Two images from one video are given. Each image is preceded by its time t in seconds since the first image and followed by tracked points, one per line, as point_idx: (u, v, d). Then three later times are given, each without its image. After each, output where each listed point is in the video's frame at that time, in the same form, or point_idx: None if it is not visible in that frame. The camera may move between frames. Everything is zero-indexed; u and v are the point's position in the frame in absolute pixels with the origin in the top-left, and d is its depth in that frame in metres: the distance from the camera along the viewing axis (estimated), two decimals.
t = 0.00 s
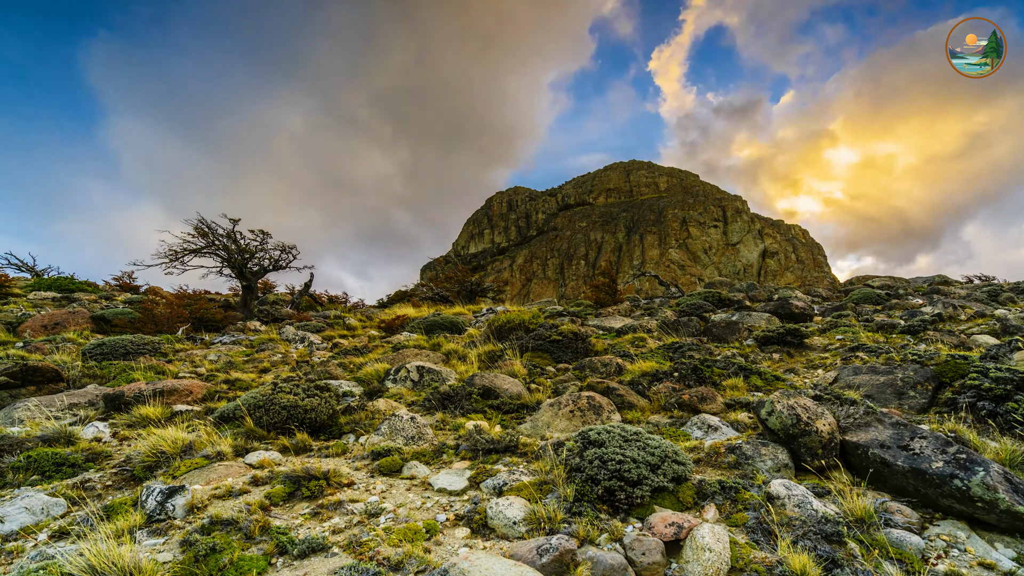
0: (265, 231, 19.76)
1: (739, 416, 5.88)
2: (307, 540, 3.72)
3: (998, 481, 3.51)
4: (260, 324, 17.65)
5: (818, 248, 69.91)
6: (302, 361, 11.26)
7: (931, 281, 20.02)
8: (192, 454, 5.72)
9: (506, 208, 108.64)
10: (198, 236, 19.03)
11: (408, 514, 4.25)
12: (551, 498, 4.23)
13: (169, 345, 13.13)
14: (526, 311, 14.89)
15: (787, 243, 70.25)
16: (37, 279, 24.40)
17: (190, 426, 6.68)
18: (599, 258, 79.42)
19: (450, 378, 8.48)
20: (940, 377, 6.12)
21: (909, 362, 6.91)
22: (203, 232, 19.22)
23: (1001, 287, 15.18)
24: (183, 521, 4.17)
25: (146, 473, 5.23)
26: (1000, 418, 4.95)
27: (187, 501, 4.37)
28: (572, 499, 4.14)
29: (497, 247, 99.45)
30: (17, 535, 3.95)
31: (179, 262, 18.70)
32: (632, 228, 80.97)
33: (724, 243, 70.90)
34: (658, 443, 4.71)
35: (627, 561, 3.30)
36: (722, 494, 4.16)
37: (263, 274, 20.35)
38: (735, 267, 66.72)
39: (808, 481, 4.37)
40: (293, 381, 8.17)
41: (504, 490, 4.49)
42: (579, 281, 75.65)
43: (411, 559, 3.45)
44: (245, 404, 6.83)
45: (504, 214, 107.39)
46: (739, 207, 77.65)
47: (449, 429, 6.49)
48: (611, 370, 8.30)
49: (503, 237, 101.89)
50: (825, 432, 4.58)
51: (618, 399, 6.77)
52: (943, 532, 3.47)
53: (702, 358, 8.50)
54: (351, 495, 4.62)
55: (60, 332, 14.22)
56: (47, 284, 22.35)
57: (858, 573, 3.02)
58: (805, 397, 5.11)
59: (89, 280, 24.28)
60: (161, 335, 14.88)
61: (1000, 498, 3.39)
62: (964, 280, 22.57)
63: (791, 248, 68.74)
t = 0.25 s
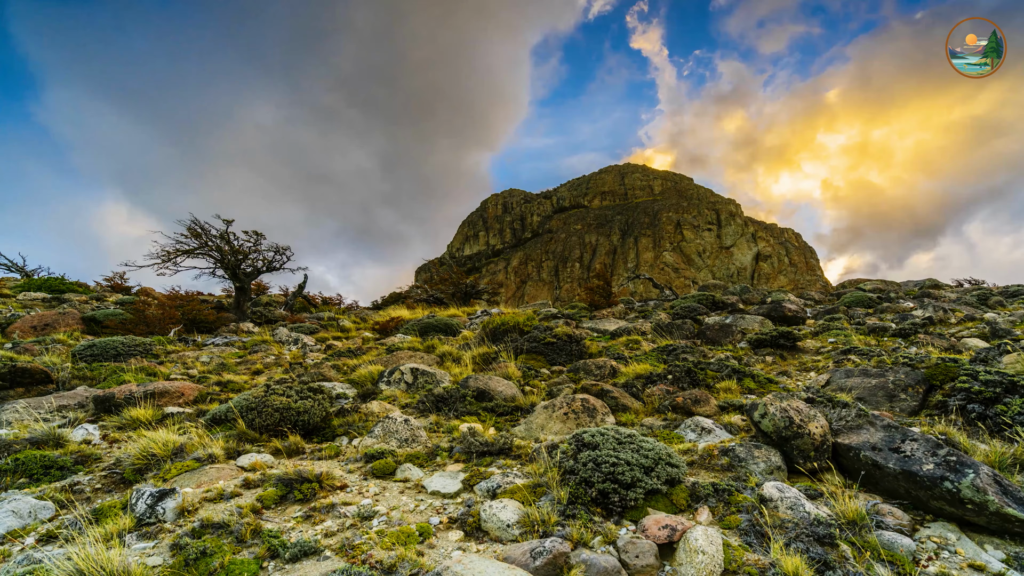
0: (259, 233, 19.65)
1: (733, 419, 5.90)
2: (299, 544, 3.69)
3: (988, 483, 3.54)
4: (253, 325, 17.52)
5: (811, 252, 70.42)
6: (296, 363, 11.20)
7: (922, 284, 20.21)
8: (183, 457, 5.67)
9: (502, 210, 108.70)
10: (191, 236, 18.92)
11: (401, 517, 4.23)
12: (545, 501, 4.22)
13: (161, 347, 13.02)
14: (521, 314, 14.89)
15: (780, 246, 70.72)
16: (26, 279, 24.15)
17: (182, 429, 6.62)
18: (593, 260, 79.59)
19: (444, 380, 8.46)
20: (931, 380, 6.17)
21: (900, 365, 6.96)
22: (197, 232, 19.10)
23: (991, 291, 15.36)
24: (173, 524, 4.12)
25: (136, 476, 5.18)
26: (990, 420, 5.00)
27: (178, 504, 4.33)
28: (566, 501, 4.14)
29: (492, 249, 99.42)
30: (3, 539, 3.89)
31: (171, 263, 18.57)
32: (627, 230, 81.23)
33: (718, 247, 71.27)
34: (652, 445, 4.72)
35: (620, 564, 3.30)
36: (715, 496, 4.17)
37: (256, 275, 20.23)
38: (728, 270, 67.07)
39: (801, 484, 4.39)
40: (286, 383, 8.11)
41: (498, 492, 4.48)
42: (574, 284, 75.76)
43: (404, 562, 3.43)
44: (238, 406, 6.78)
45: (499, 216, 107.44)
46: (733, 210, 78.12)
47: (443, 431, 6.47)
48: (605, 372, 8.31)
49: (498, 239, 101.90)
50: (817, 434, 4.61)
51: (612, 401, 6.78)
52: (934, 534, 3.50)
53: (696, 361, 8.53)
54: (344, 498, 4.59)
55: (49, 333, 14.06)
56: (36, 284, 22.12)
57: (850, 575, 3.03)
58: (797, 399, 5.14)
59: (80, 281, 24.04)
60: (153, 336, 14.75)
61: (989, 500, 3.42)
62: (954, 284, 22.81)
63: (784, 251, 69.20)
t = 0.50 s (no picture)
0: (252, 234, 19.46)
1: (726, 421, 5.92)
2: (290, 547, 3.66)
3: (978, 485, 3.57)
4: (246, 326, 17.41)
5: (803, 255, 70.94)
6: (289, 364, 11.14)
7: (912, 288, 20.41)
8: (174, 460, 5.61)
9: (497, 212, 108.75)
10: (183, 237, 18.78)
11: (394, 520, 4.20)
12: (539, 503, 4.21)
13: (152, 348, 12.90)
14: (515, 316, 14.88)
15: (773, 250, 71.20)
16: (15, 279, 23.86)
17: (173, 431, 6.56)
18: (588, 263, 79.77)
19: (438, 382, 8.43)
20: (921, 383, 6.22)
21: (891, 368, 7.01)
22: (189, 233, 18.96)
23: (980, 295, 15.52)
24: (163, 528, 4.08)
25: (126, 479, 5.12)
26: (980, 423, 5.06)
27: (168, 507, 4.28)
28: (559, 504, 4.13)
29: (487, 251, 99.42)
30: None
31: (164, 264, 18.42)
32: (622, 233, 81.50)
33: (712, 250, 71.63)
34: (645, 448, 4.72)
35: (613, 567, 3.30)
36: (708, 499, 4.18)
37: (250, 276, 20.11)
38: (722, 273, 67.42)
39: (793, 486, 4.41)
40: (279, 385, 8.06)
41: (491, 495, 4.47)
42: (569, 286, 75.87)
43: (397, 566, 3.41)
44: (230, 408, 6.72)
45: (494, 218, 107.49)
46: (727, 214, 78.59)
47: (437, 433, 6.45)
48: (599, 375, 8.32)
49: (493, 242, 101.87)
50: (810, 437, 4.63)
51: (606, 404, 6.78)
52: (924, 536, 3.52)
53: (690, 363, 8.55)
54: (336, 501, 4.56)
55: (39, 334, 13.89)
56: (26, 284, 21.87)
57: None
58: (790, 402, 5.16)
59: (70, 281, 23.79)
60: (144, 337, 14.61)
61: (979, 502, 3.45)
62: (944, 287, 23.06)
63: (777, 255, 69.66)
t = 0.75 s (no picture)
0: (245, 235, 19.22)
1: (719, 424, 5.94)
2: (282, 550, 3.63)
3: (968, 487, 3.60)
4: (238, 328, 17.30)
5: (796, 259, 71.44)
6: (282, 366, 11.07)
7: (903, 292, 20.60)
8: (164, 462, 5.56)
9: (492, 215, 108.78)
10: (176, 238, 18.66)
11: (387, 523, 4.18)
12: (532, 506, 4.20)
13: (143, 350, 12.78)
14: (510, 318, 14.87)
15: (766, 253, 71.65)
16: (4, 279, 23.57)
17: (164, 433, 6.50)
18: (583, 265, 79.93)
19: (432, 385, 8.40)
20: (912, 385, 6.26)
21: (883, 371, 7.07)
22: (182, 234, 18.83)
23: (970, 298, 15.68)
24: (152, 531, 4.04)
25: (116, 482, 5.07)
26: (969, 426, 5.11)
27: (158, 510, 4.24)
28: (553, 507, 4.12)
29: (482, 253, 99.38)
30: None
31: (156, 264, 18.28)
32: (616, 236, 81.75)
33: (706, 253, 71.98)
34: (639, 450, 4.73)
35: (607, 569, 3.29)
36: (702, 501, 4.19)
37: (243, 277, 19.99)
38: (716, 276, 67.75)
39: (786, 488, 4.43)
40: (272, 387, 8.00)
41: (485, 498, 4.45)
42: (563, 288, 75.95)
43: (390, 569, 3.39)
44: (222, 410, 6.67)
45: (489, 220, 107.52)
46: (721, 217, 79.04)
47: (430, 436, 6.43)
48: (593, 377, 8.32)
49: (488, 244, 101.85)
50: (802, 439, 4.66)
51: (600, 406, 6.79)
52: (915, 538, 3.54)
53: (684, 366, 8.58)
54: (328, 504, 4.52)
55: (28, 334, 13.73)
56: (15, 285, 21.61)
57: None
58: (783, 404, 5.18)
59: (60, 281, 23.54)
60: (135, 339, 14.48)
61: (969, 504, 3.48)
62: (935, 290, 23.27)
63: (770, 258, 70.10)
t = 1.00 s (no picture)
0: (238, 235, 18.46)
1: (713, 427, 5.95)
2: (273, 554, 3.60)
3: (957, 489, 3.63)
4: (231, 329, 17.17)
5: (789, 262, 71.94)
6: (275, 368, 11.00)
7: (894, 295, 20.80)
8: (154, 465, 5.50)
9: (487, 217, 108.80)
10: (169, 239, 18.51)
11: (380, 526, 4.15)
12: (526, 509, 4.19)
13: (134, 351, 12.66)
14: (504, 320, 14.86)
15: (760, 256, 72.10)
16: None
17: (154, 436, 6.44)
18: (578, 268, 80.06)
19: (426, 387, 8.37)
20: (903, 388, 6.31)
21: (874, 374, 7.11)
22: (175, 234, 18.70)
23: (960, 302, 15.83)
24: (142, 535, 3.99)
25: (105, 485, 5.00)
26: (959, 428, 5.15)
27: (147, 513, 4.19)
28: (546, 510, 4.11)
29: (477, 255, 99.33)
30: None
31: (148, 265, 18.12)
32: (611, 238, 81.97)
33: (699, 256, 72.32)
34: (632, 453, 4.73)
35: (600, 572, 3.28)
36: (695, 503, 4.20)
37: (236, 278, 19.86)
38: (710, 279, 68.07)
39: (779, 490, 4.44)
40: (264, 389, 7.95)
41: (478, 500, 4.44)
42: (558, 291, 76.03)
43: (382, 572, 3.37)
44: (213, 413, 6.61)
45: (484, 222, 107.54)
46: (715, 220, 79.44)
47: (424, 438, 6.40)
48: (588, 380, 8.32)
49: (483, 246, 101.80)
50: (795, 442, 4.67)
51: (594, 409, 6.79)
52: (906, 540, 3.56)
53: (678, 369, 8.60)
54: (321, 507, 4.49)
55: (16, 335, 13.57)
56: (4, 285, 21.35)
57: None
58: (775, 407, 5.20)
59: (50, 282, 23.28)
60: (126, 340, 14.34)
61: (959, 506, 3.51)
62: (925, 294, 23.48)
63: (764, 262, 70.54)
